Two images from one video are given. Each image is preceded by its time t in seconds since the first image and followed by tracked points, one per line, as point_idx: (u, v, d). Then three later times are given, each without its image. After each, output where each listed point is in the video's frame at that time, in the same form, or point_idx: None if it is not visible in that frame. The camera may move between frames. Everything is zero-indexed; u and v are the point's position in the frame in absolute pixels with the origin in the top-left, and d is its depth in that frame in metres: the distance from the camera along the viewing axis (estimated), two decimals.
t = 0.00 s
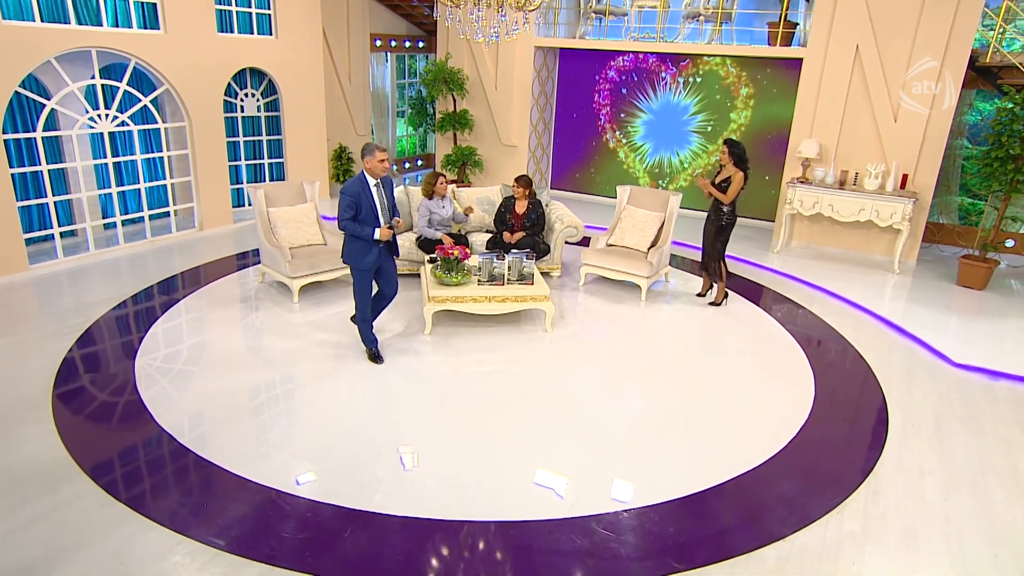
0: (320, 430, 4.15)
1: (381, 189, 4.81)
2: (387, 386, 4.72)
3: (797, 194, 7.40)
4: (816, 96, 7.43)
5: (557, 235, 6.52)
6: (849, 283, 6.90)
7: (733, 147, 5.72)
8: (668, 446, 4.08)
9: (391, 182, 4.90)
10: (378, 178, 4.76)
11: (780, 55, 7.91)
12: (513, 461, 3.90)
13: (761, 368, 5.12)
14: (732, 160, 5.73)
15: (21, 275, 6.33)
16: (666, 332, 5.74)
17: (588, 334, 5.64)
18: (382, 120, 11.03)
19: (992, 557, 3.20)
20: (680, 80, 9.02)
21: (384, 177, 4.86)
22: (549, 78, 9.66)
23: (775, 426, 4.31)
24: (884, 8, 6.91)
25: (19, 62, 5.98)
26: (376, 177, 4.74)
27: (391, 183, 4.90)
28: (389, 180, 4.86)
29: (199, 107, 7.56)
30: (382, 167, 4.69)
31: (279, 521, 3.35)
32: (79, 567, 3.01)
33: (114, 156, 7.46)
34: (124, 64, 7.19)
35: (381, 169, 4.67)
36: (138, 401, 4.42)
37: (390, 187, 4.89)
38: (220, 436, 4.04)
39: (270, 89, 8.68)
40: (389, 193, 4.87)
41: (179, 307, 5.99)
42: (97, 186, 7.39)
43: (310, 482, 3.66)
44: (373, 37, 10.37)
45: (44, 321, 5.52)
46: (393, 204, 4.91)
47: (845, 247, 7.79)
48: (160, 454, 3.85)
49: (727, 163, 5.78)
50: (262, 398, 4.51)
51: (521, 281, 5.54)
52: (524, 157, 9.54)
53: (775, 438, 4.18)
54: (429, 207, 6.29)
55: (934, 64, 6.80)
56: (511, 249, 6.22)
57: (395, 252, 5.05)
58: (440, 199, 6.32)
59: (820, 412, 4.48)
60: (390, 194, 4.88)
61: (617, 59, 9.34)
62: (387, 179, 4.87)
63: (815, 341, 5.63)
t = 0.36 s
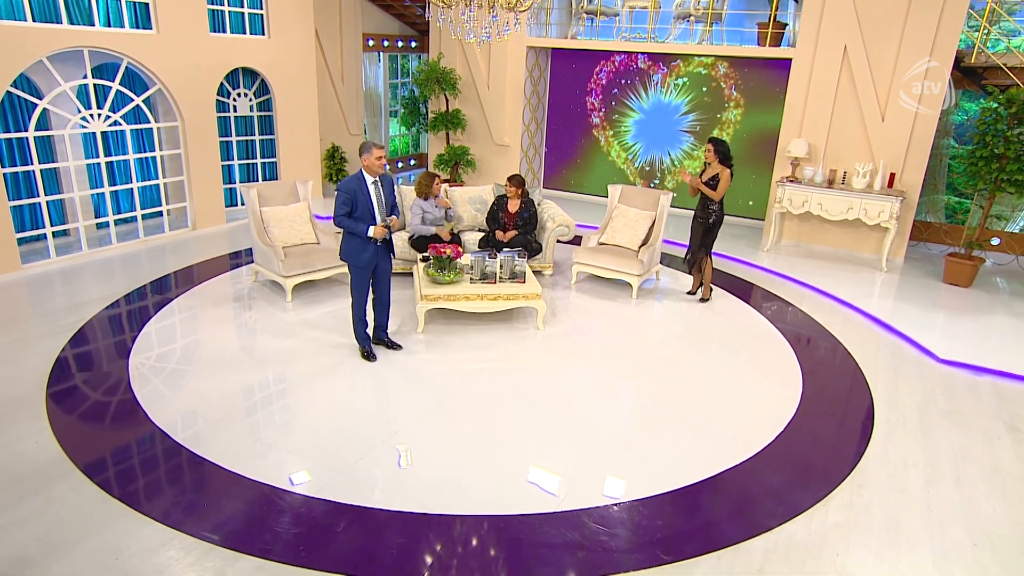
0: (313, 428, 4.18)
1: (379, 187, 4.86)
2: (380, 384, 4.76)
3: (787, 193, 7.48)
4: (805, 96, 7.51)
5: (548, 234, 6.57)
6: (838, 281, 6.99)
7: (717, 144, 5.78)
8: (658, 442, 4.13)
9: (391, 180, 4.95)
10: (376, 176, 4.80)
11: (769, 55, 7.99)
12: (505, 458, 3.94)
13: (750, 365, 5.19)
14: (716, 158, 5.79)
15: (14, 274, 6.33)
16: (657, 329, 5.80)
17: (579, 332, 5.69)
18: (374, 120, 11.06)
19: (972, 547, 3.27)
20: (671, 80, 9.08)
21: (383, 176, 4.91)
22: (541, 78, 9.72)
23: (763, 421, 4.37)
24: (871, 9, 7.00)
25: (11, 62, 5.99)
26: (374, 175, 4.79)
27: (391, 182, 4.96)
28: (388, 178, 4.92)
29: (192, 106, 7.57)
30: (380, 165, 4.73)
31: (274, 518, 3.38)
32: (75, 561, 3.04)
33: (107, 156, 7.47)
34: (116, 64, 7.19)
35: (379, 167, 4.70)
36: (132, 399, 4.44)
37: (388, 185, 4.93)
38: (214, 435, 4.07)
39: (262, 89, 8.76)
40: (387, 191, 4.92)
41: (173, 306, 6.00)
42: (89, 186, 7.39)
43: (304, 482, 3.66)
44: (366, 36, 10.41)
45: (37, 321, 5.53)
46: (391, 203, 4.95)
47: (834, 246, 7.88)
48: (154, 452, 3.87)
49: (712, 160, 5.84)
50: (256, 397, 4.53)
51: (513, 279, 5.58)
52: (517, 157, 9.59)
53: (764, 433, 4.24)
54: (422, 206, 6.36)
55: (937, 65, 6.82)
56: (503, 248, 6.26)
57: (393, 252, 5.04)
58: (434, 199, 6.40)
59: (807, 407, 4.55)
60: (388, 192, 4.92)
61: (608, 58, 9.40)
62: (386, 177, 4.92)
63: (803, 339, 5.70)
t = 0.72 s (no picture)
0: (311, 427, 4.21)
1: (380, 186, 4.86)
2: (376, 382, 4.79)
3: (782, 192, 7.54)
4: (800, 97, 7.56)
5: (545, 234, 6.61)
6: (832, 280, 7.05)
7: (711, 144, 5.85)
8: (653, 440, 4.17)
9: (394, 181, 4.94)
10: (378, 175, 4.81)
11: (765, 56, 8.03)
12: (502, 456, 3.96)
13: (745, 363, 5.23)
14: (711, 157, 5.85)
15: (12, 274, 6.35)
16: (653, 329, 5.84)
17: (576, 331, 5.73)
18: (372, 120, 11.10)
19: (961, 542, 3.32)
20: (668, 80, 9.12)
21: (386, 176, 4.90)
22: (538, 78, 9.77)
23: (757, 419, 4.41)
24: (866, 9, 7.04)
25: (10, 62, 6.02)
26: (376, 174, 4.80)
27: (393, 183, 4.95)
28: (391, 179, 4.91)
29: (190, 106, 7.60)
30: (383, 166, 4.74)
31: (272, 515, 3.41)
32: (75, 558, 3.07)
33: (105, 155, 7.49)
34: (114, 64, 7.22)
35: (382, 168, 4.72)
36: (131, 398, 4.47)
37: (390, 186, 4.92)
38: (212, 433, 4.09)
39: (260, 89, 8.79)
40: (387, 192, 4.92)
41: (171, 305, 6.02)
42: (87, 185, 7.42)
43: (303, 482, 3.67)
44: (363, 37, 10.44)
45: (36, 320, 5.55)
46: (391, 204, 4.95)
47: (829, 245, 7.93)
48: (152, 451, 3.89)
49: (706, 160, 5.90)
50: (255, 396, 4.56)
51: (509, 278, 5.62)
52: (514, 157, 9.62)
53: (758, 431, 4.28)
54: (422, 206, 6.38)
55: (933, 64, 6.85)
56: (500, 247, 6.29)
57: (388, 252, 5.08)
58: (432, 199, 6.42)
59: (800, 404, 4.60)
60: (389, 193, 4.92)
61: (605, 59, 9.45)
62: (389, 178, 4.92)
63: (798, 338, 5.74)
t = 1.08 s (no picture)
0: (310, 426, 4.23)
1: (361, 186, 4.88)
2: (375, 381, 4.82)
3: (779, 192, 7.57)
4: (797, 97, 7.60)
5: (543, 233, 6.64)
6: (829, 279, 7.08)
7: (713, 147, 5.87)
8: (650, 438, 4.19)
9: (377, 180, 4.97)
10: (359, 174, 4.85)
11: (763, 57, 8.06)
12: (500, 455, 3.99)
13: (742, 363, 5.26)
14: (714, 160, 5.87)
15: (12, 273, 6.37)
16: (651, 328, 5.86)
17: (574, 330, 5.76)
18: (371, 120, 11.12)
19: (954, 538, 3.35)
20: (666, 81, 9.16)
21: (368, 176, 4.93)
22: (537, 79, 9.80)
23: (755, 418, 4.45)
24: (863, 10, 7.08)
25: (10, 62, 6.04)
26: (356, 173, 4.83)
27: (376, 182, 4.97)
28: (373, 178, 4.94)
29: (190, 107, 7.62)
30: (362, 164, 4.78)
31: (272, 512, 3.43)
32: (76, 555, 3.09)
33: (105, 155, 7.52)
34: (114, 64, 7.24)
35: (362, 166, 4.75)
36: (130, 396, 4.49)
37: (373, 185, 4.94)
38: (212, 432, 4.11)
39: (259, 89, 8.81)
40: (371, 191, 4.94)
41: (170, 305, 6.05)
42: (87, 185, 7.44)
43: (302, 480, 3.70)
44: (362, 37, 10.46)
45: (37, 319, 5.57)
46: (375, 203, 4.97)
47: (826, 245, 7.96)
48: (152, 449, 3.91)
49: (709, 163, 5.92)
50: (255, 395, 4.58)
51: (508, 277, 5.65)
52: (513, 156, 9.65)
53: (755, 429, 4.31)
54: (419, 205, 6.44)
55: (930, 65, 6.88)
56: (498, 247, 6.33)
57: (377, 252, 5.09)
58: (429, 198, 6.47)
59: (797, 403, 4.63)
60: (371, 192, 4.94)
61: (604, 60, 9.48)
62: (372, 177, 4.95)
63: (795, 338, 5.76)
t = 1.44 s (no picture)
0: (310, 426, 4.25)
1: (340, 186, 4.90)
2: (374, 381, 4.84)
3: (777, 193, 7.59)
4: (795, 98, 7.63)
5: (542, 234, 6.66)
6: (827, 280, 7.10)
7: (713, 150, 5.87)
8: (648, 438, 4.22)
9: (356, 181, 4.98)
10: (337, 175, 4.86)
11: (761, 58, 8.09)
12: (499, 454, 4.01)
13: (740, 363, 5.28)
14: (713, 164, 5.88)
15: (12, 273, 6.38)
16: (649, 328, 5.89)
17: (573, 330, 5.78)
18: (370, 120, 11.13)
19: (949, 537, 3.38)
20: (664, 81, 9.19)
21: (347, 176, 4.95)
22: (535, 79, 9.82)
23: (752, 417, 4.47)
24: (860, 11, 7.11)
25: (10, 62, 6.06)
26: (334, 174, 4.85)
27: (356, 182, 4.98)
28: (353, 178, 4.95)
29: (189, 107, 7.64)
30: (337, 166, 4.81)
31: (272, 511, 3.45)
32: (77, 553, 3.11)
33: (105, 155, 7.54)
34: (114, 64, 7.26)
35: (338, 166, 4.79)
36: (130, 396, 4.51)
37: (353, 185, 4.96)
38: (212, 432, 4.13)
39: (259, 89, 8.83)
40: (350, 191, 4.96)
41: (170, 304, 6.08)
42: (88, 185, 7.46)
43: (301, 480, 3.72)
44: (361, 37, 10.47)
45: (37, 319, 5.59)
46: (355, 203, 4.99)
47: (824, 245, 7.99)
48: (152, 449, 3.93)
49: (709, 166, 5.93)
50: (255, 395, 4.60)
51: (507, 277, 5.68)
52: (512, 157, 9.67)
53: (753, 429, 4.33)
54: (419, 206, 6.44)
55: (928, 66, 6.91)
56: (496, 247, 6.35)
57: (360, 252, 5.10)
58: (429, 199, 6.48)
59: (794, 403, 4.65)
60: (351, 192, 4.96)
61: (602, 60, 9.51)
62: (351, 177, 4.96)
63: (793, 338, 5.78)
